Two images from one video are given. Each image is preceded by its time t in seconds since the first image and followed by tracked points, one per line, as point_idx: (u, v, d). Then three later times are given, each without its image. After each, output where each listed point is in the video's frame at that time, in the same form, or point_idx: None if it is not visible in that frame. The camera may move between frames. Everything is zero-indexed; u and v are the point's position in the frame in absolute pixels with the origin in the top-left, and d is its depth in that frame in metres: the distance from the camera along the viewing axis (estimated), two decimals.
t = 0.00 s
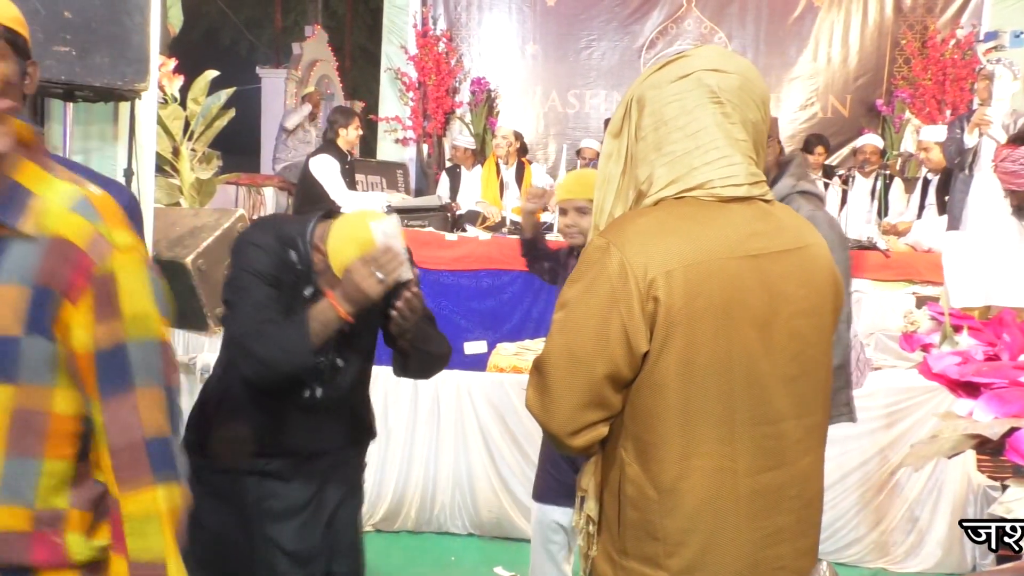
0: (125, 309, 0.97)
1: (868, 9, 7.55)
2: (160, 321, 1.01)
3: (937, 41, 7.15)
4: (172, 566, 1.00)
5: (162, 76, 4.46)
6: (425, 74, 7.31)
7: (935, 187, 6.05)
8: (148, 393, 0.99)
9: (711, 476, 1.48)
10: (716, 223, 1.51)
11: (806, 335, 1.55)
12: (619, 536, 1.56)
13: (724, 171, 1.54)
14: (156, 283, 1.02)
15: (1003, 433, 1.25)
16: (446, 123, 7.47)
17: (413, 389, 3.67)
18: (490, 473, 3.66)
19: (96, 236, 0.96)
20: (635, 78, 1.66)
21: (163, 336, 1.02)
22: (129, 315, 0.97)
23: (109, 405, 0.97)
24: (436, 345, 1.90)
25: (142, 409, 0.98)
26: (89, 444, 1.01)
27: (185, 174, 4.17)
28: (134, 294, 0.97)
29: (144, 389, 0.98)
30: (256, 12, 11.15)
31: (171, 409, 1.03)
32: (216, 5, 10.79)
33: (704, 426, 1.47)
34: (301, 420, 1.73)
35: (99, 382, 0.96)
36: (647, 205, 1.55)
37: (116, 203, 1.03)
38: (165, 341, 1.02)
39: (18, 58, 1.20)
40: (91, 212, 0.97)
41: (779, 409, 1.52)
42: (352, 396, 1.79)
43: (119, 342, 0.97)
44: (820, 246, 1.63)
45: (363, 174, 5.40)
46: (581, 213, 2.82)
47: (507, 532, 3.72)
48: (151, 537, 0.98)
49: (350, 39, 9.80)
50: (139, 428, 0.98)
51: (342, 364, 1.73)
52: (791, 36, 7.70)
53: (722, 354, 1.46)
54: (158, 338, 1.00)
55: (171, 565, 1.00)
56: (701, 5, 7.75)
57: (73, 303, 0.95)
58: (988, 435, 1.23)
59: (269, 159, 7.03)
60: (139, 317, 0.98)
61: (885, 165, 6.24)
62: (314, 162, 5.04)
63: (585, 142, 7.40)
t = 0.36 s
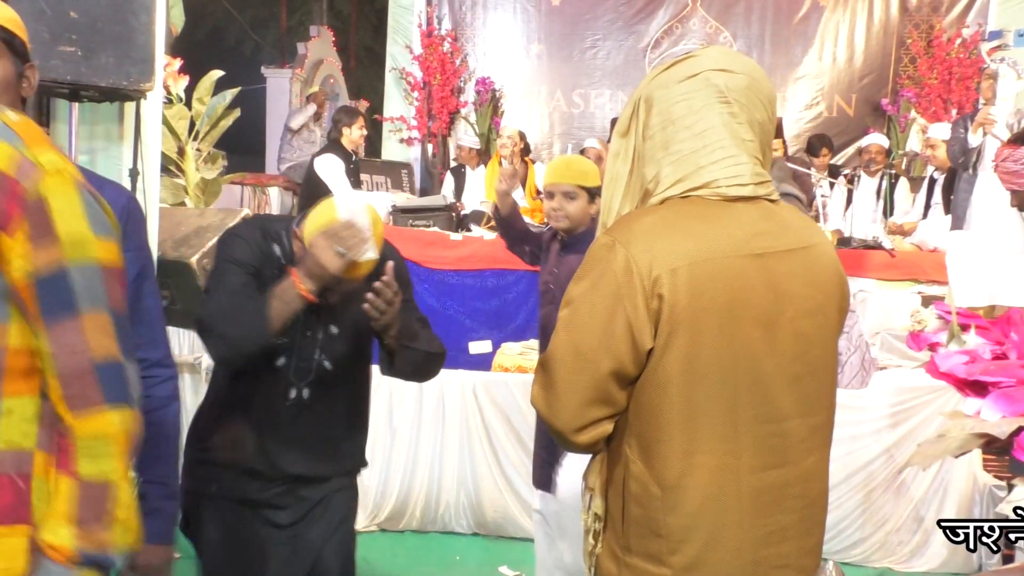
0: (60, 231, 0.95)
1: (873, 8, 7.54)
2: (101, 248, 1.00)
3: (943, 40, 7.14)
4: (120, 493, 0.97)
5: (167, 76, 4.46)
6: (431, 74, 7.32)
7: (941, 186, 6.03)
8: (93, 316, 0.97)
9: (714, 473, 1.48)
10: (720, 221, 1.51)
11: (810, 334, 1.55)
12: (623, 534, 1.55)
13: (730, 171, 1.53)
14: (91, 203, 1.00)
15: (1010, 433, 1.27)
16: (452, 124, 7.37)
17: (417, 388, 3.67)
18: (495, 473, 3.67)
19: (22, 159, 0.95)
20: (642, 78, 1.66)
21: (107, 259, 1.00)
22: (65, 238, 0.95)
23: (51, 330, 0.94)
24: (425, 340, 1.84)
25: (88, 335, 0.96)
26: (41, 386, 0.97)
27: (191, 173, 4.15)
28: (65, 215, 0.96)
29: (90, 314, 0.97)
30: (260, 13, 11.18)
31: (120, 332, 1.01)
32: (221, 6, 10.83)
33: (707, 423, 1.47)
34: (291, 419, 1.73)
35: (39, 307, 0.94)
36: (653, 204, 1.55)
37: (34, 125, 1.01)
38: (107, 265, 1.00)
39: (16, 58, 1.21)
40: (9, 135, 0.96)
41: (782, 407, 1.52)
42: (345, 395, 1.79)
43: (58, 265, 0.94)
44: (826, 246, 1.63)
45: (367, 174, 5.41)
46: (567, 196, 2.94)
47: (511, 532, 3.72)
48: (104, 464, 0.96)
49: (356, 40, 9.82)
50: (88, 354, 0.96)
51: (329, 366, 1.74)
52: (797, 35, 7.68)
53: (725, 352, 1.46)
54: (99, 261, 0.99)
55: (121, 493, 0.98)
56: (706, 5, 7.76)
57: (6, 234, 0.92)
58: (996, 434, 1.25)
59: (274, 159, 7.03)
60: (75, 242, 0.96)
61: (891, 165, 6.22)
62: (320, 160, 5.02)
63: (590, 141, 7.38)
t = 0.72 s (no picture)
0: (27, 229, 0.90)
1: (878, 6, 7.51)
2: (75, 252, 0.95)
3: (947, 39, 7.14)
4: (74, 509, 0.91)
5: (171, 75, 4.45)
6: (434, 73, 7.31)
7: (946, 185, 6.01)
8: (62, 322, 0.91)
9: (718, 469, 1.47)
10: (726, 219, 1.51)
11: (815, 333, 1.55)
12: (627, 530, 1.55)
13: (737, 170, 1.53)
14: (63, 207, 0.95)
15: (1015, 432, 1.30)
16: (454, 122, 7.40)
17: (420, 389, 3.70)
18: (499, 475, 3.66)
19: None
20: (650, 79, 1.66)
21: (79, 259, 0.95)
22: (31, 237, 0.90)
23: (18, 333, 0.88)
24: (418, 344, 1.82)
25: (56, 339, 0.90)
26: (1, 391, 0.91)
27: (196, 173, 4.16)
28: (31, 212, 0.91)
29: (56, 320, 0.90)
30: (263, 13, 11.19)
31: (90, 342, 0.95)
32: (225, 5, 10.84)
33: (711, 420, 1.47)
34: (292, 417, 1.74)
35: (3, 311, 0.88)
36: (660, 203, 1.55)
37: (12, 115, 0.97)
38: (78, 269, 0.94)
39: (36, 56, 1.19)
40: None
41: (786, 404, 1.51)
42: (349, 393, 1.79)
43: (24, 265, 0.89)
44: (833, 245, 1.62)
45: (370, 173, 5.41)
46: (561, 192, 2.96)
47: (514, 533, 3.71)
48: (59, 475, 0.90)
49: (359, 39, 9.82)
50: (52, 362, 0.90)
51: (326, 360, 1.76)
52: (801, 34, 7.66)
53: (729, 349, 1.46)
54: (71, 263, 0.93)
55: (76, 507, 0.91)
56: (710, 4, 7.75)
57: None
58: (1002, 432, 1.28)
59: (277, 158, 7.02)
60: (41, 241, 0.90)
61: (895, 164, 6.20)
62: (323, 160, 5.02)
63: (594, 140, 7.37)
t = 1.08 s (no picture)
0: None
1: (880, 4, 7.49)
2: (52, 285, 1.08)
3: (950, 37, 7.12)
4: (42, 541, 1.04)
5: (173, 73, 4.44)
6: (436, 72, 7.29)
7: (948, 184, 6.01)
8: (28, 351, 1.05)
9: (721, 464, 1.48)
10: (732, 215, 1.51)
11: (819, 330, 1.55)
12: (631, 523, 1.55)
13: (745, 167, 1.52)
14: (44, 237, 1.08)
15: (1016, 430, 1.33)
16: (456, 121, 7.36)
17: (422, 386, 3.70)
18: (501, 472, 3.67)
19: None
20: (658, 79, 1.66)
21: (60, 295, 1.10)
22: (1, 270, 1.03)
23: None
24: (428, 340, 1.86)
25: (20, 371, 1.04)
26: None
27: (196, 172, 4.13)
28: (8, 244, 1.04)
29: (24, 348, 1.05)
30: (265, 10, 11.18)
31: (61, 368, 1.09)
32: (226, 2, 10.86)
33: (716, 414, 1.47)
34: (300, 400, 1.76)
35: None
36: (668, 199, 1.55)
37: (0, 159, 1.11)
38: (51, 299, 1.08)
39: (75, 59, 1.27)
40: None
41: (790, 401, 1.51)
42: (358, 387, 1.82)
43: None
44: (838, 243, 1.62)
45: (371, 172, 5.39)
46: (551, 208, 2.97)
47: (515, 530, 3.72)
48: (23, 492, 1.02)
49: (361, 37, 9.81)
50: (18, 394, 1.03)
51: (336, 337, 1.79)
52: (803, 32, 7.65)
53: (734, 343, 1.46)
54: (45, 297, 1.07)
55: (43, 539, 1.04)
56: (712, 2, 7.69)
57: None
58: (1003, 431, 1.31)
59: (279, 156, 7.03)
60: (11, 271, 1.04)
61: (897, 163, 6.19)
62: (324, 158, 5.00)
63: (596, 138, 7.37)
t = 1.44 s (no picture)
0: (31, 273, 0.94)
1: (880, 3, 7.47)
2: (84, 298, 0.99)
3: (950, 37, 7.11)
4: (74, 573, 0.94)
5: (173, 73, 4.45)
6: (436, 71, 7.29)
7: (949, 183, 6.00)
8: (61, 369, 0.95)
9: (722, 457, 1.52)
10: (734, 214, 1.57)
11: (818, 329, 1.59)
12: (632, 514, 1.61)
13: (750, 167, 1.59)
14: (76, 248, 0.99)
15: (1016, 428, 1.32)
16: (457, 120, 7.36)
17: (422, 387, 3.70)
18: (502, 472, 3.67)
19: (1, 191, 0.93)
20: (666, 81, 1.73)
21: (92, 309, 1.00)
22: (36, 281, 0.94)
23: (16, 384, 0.92)
24: (449, 345, 1.92)
25: (53, 389, 0.94)
26: None
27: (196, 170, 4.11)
28: (43, 256, 0.95)
29: (58, 368, 0.95)
30: (266, 10, 11.19)
31: (94, 390, 1.00)
32: (227, 2, 10.87)
33: (717, 409, 1.52)
34: (322, 393, 1.84)
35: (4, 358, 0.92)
36: (675, 196, 1.62)
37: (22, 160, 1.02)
38: (88, 317, 0.99)
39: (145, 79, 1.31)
40: None
41: (789, 397, 1.56)
42: (379, 390, 1.88)
43: (28, 310, 0.93)
44: (840, 244, 1.66)
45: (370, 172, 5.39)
46: (554, 207, 3.02)
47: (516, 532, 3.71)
48: (58, 515, 0.93)
49: (362, 37, 9.81)
50: (52, 413, 0.94)
51: (357, 331, 1.86)
52: (803, 31, 7.63)
53: (736, 340, 1.51)
54: (78, 310, 0.97)
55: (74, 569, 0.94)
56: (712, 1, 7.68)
57: None
58: (1003, 430, 1.30)
59: (279, 156, 7.02)
60: (50, 285, 0.95)
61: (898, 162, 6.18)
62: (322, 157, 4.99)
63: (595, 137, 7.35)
